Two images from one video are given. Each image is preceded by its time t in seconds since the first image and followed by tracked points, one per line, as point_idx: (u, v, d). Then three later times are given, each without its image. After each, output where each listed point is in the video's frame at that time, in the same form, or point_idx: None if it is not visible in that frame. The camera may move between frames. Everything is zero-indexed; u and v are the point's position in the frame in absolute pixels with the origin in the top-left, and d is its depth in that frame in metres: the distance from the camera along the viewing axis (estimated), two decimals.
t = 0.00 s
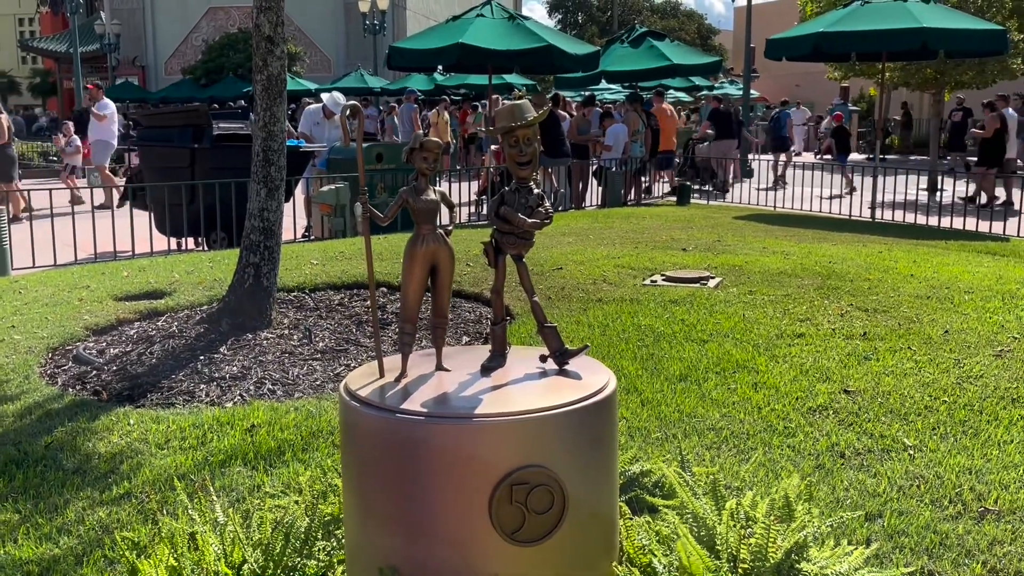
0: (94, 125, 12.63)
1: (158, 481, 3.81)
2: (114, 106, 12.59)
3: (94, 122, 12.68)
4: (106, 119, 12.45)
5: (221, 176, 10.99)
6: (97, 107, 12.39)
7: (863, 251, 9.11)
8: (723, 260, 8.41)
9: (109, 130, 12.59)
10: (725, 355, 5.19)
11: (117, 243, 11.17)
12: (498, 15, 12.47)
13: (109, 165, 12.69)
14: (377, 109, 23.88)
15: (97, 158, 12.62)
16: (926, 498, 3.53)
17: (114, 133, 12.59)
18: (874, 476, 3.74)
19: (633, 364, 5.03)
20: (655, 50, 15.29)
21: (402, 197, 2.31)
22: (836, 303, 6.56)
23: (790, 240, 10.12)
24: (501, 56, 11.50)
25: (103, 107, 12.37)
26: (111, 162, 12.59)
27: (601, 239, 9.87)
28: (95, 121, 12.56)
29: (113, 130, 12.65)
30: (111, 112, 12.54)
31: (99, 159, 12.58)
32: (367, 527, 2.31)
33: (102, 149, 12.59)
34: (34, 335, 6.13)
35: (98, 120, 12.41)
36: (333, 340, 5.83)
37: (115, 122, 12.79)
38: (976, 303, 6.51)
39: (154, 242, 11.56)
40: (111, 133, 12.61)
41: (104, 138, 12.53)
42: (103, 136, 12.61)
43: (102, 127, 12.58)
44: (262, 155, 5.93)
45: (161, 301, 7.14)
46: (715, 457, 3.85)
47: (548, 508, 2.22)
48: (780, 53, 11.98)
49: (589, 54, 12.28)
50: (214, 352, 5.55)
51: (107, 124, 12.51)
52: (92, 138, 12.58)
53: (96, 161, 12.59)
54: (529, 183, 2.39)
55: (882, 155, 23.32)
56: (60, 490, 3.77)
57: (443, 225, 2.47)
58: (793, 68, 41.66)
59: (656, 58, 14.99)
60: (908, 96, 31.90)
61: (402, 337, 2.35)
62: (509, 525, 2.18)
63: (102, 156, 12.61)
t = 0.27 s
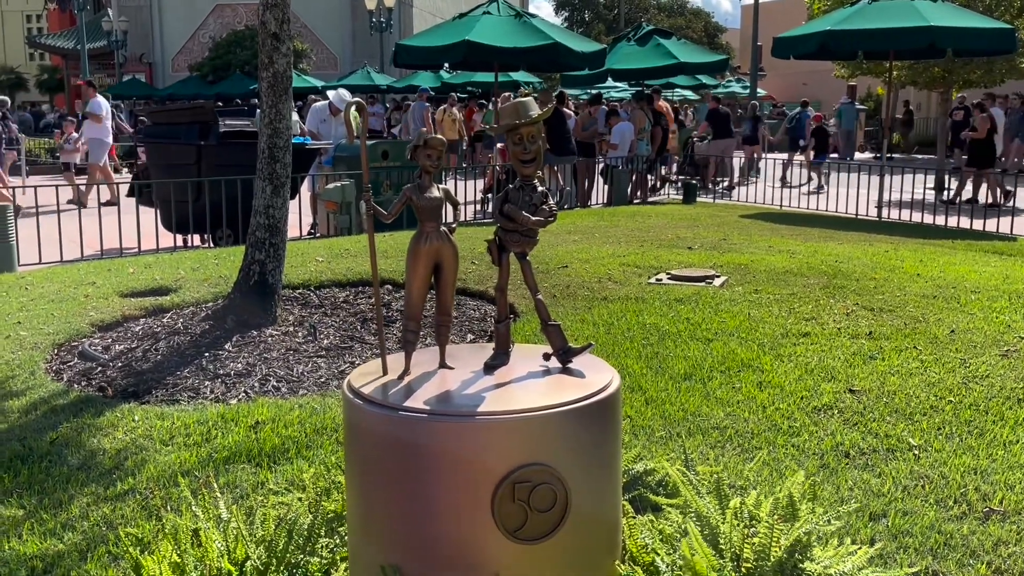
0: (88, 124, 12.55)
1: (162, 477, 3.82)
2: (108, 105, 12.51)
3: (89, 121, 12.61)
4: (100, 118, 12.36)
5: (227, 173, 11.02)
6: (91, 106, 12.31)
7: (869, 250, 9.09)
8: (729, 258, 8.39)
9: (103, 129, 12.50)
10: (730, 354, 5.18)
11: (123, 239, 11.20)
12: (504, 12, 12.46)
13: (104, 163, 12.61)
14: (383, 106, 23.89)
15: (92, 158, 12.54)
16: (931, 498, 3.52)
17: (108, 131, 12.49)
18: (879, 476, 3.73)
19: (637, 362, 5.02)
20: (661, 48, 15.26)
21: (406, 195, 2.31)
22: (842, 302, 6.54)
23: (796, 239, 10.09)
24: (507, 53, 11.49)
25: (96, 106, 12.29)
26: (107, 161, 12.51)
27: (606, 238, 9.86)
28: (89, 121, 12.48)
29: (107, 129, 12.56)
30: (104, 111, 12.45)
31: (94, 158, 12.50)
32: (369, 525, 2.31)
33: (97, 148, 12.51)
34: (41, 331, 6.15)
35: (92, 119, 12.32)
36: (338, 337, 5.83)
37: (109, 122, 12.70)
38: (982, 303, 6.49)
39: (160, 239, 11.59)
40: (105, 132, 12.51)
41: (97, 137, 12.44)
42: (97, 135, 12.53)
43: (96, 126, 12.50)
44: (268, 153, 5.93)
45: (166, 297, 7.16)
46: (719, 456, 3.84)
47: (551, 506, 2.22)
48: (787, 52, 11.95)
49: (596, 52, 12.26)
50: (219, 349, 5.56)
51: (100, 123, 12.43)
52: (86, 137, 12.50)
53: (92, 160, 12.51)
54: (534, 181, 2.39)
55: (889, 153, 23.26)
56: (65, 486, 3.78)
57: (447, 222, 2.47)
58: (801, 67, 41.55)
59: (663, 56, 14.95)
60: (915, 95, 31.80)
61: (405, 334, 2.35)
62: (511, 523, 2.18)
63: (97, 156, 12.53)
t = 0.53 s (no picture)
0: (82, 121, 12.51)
1: (166, 472, 3.82)
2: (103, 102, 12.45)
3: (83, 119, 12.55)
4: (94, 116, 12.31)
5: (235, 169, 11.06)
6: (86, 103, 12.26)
7: (877, 249, 9.05)
8: (736, 257, 8.36)
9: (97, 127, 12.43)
10: (735, 353, 5.16)
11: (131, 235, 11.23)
12: (512, 9, 12.44)
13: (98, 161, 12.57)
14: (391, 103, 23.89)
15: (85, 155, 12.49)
16: (937, 498, 3.50)
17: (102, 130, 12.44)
18: (884, 475, 3.71)
19: (642, 360, 5.01)
20: (670, 45, 15.22)
21: (408, 191, 2.30)
22: (850, 301, 6.51)
23: (804, 237, 10.06)
24: (515, 50, 11.46)
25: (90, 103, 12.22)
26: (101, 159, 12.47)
27: (613, 235, 9.84)
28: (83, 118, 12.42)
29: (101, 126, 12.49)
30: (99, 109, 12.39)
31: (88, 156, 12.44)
32: (371, 525, 2.30)
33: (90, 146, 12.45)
34: (47, 326, 6.17)
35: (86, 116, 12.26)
36: (343, 334, 5.84)
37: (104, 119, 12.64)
38: (990, 303, 6.46)
39: (168, 235, 11.63)
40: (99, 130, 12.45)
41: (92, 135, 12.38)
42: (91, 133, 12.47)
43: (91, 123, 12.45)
44: (274, 148, 5.93)
45: (173, 293, 7.17)
46: (724, 455, 3.83)
47: (552, 504, 2.21)
48: (797, 48, 11.91)
49: (604, 49, 12.23)
50: (224, 344, 5.57)
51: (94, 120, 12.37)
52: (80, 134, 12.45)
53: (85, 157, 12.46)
54: (536, 178, 2.37)
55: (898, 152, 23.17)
56: (70, 480, 3.80)
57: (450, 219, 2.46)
58: (811, 64, 41.37)
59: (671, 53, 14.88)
60: (926, 93, 31.65)
61: (407, 331, 2.34)
62: (511, 520, 2.17)
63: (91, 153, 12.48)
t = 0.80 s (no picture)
0: (80, 115, 12.53)
1: (169, 466, 3.84)
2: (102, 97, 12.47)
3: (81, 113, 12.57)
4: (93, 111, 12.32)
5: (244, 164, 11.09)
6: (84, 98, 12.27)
7: (886, 248, 8.99)
8: (744, 255, 8.32)
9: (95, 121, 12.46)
10: (741, 351, 5.14)
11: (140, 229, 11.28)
12: (522, 5, 12.42)
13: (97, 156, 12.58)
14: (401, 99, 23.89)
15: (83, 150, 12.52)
16: (940, 499, 3.48)
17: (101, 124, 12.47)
18: (887, 475, 3.69)
19: (646, 358, 5.00)
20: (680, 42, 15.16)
21: (406, 187, 2.30)
22: (857, 299, 6.48)
23: (812, 235, 10.00)
24: (524, 46, 11.44)
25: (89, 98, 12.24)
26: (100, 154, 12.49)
27: (621, 232, 9.82)
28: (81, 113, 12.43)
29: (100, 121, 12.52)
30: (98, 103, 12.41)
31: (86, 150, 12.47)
32: (368, 524, 2.30)
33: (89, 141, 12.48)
34: (55, 319, 6.21)
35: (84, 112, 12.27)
36: (348, 329, 5.84)
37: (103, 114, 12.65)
38: (999, 302, 6.41)
39: (177, 229, 11.67)
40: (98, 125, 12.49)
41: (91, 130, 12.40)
42: (90, 127, 12.49)
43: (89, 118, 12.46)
44: (281, 144, 5.93)
45: (180, 288, 7.20)
46: (726, 453, 3.81)
47: (547, 502, 2.21)
48: (808, 46, 11.86)
49: (614, 46, 12.20)
50: (230, 339, 5.59)
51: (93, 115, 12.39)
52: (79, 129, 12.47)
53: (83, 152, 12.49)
54: (535, 175, 2.37)
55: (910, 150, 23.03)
56: (74, 474, 3.82)
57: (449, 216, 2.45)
58: (823, 61, 41.17)
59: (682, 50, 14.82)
60: (939, 91, 31.44)
61: (405, 328, 2.34)
62: (506, 518, 2.17)
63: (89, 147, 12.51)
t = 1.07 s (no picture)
0: (84, 110, 12.63)
1: (175, 461, 3.85)
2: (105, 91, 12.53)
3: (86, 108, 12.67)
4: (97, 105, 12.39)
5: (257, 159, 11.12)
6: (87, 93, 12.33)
7: (900, 246, 8.92)
8: (756, 253, 8.28)
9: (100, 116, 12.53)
10: (750, 350, 5.10)
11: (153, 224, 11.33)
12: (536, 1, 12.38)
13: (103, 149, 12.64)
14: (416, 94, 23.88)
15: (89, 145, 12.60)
16: (949, 502, 3.44)
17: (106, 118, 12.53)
18: (896, 477, 3.65)
19: (655, 356, 4.98)
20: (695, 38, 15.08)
21: (407, 184, 2.28)
22: (869, 299, 6.42)
23: (826, 233, 9.94)
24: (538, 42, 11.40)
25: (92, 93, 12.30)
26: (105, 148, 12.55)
27: (632, 229, 9.78)
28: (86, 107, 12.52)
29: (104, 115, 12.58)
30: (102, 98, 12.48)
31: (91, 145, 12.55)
32: (367, 523, 2.29)
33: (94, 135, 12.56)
34: (66, 313, 6.24)
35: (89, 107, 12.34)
36: (356, 325, 5.84)
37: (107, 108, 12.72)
38: (1013, 302, 6.34)
39: (190, 224, 11.71)
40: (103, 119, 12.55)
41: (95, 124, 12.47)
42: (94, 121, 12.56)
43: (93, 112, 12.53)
44: (290, 139, 5.93)
45: (191, 282, 7.22)
46: (733, 454, 3.78)
47: (546, 502, 2.19)
48: (823, 42, 11.77)
49: (628, 42, 12.14)
50: (238, 334, 5.60)
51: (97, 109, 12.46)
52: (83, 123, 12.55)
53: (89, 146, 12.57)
54: (536, 173, 2.35)
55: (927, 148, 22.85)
56: (80, 467, 3.83)
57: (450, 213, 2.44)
58: (840, 58, 40.89)
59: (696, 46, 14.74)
60: (957, 88, 31.17)
61: (405, 325, 2.32)
62: (504, 518, 2.16)
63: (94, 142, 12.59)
